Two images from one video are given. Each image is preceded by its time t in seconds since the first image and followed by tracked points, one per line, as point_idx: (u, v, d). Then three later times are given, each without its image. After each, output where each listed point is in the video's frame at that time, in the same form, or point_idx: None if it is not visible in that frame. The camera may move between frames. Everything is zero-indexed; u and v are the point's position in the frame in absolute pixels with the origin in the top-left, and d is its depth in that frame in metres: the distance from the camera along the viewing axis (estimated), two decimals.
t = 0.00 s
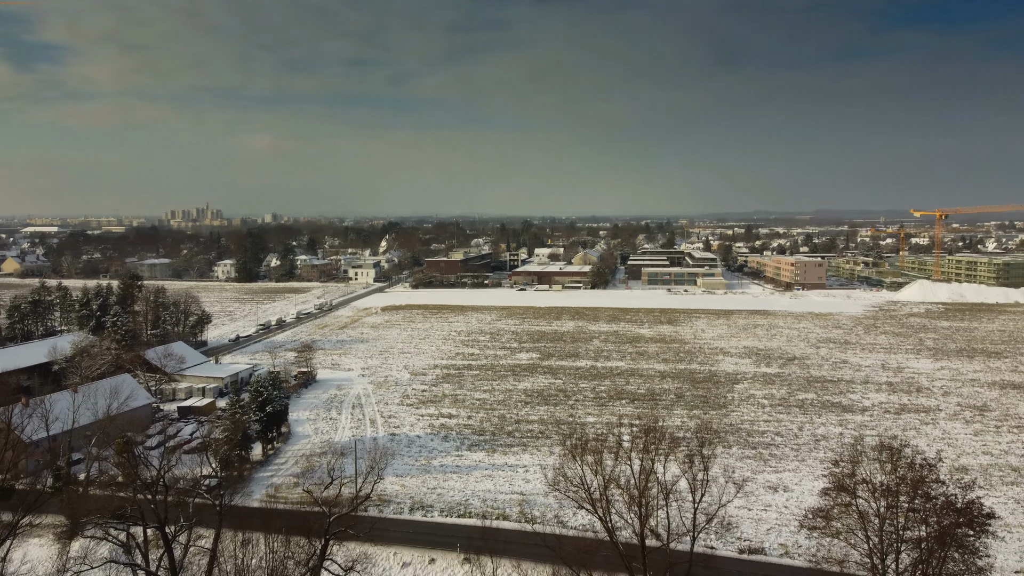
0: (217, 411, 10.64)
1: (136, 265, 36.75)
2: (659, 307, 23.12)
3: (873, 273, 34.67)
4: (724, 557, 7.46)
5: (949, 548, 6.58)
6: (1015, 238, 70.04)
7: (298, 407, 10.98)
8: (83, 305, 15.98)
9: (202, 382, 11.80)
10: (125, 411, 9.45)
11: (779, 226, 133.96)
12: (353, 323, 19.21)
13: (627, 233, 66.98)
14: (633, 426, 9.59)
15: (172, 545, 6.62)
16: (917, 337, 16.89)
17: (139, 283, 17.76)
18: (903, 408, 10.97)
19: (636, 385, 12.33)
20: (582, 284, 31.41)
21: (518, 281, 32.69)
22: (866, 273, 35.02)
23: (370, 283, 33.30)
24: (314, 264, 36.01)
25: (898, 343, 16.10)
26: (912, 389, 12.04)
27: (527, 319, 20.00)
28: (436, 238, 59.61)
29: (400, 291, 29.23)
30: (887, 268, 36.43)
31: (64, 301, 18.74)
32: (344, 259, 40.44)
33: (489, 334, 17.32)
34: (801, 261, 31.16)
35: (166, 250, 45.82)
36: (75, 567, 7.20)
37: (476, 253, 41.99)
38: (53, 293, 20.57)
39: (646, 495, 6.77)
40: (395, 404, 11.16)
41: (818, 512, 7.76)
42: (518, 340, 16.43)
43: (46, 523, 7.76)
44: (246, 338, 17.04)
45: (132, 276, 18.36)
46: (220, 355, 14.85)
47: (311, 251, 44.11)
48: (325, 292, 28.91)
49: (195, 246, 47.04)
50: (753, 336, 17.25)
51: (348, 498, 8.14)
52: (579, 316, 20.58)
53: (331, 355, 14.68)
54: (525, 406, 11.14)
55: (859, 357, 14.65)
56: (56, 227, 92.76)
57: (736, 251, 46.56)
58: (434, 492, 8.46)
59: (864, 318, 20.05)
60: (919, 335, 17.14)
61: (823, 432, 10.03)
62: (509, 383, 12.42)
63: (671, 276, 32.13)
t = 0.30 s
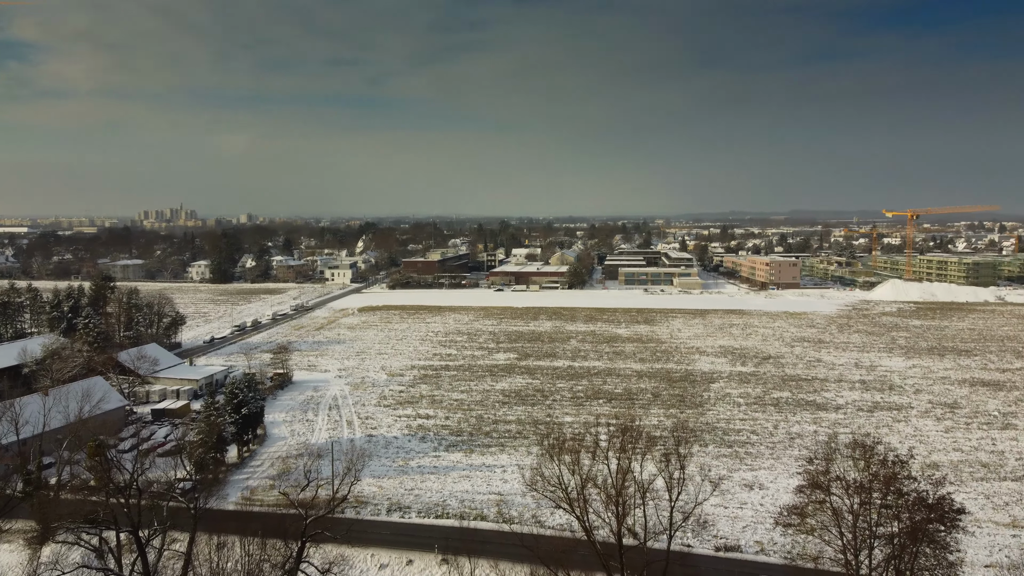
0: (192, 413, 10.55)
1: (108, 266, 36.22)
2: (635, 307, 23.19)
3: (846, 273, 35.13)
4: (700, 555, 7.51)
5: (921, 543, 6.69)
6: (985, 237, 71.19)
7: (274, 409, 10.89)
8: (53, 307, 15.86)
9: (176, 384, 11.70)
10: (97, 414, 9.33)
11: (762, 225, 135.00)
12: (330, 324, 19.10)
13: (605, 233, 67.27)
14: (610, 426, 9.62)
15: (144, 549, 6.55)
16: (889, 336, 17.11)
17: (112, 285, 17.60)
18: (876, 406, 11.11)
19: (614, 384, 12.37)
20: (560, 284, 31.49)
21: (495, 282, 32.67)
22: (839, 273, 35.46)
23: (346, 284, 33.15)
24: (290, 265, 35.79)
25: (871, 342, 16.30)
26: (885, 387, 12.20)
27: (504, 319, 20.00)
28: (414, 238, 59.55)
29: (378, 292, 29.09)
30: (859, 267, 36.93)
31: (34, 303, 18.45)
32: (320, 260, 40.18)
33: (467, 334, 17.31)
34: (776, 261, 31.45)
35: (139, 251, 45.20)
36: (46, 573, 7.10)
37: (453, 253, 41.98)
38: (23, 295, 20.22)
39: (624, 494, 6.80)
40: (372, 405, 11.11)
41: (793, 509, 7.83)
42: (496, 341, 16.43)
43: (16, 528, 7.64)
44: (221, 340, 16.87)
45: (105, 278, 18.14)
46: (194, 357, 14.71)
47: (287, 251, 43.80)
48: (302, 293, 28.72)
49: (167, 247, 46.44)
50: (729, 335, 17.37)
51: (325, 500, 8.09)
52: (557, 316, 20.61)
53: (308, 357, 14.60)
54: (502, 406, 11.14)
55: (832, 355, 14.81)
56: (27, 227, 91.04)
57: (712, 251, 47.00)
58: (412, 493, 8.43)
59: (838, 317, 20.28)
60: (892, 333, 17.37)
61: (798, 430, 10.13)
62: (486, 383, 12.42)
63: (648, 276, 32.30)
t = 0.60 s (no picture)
0: (166, 416, 10.44)
1: (79, 266, 35.65)
2: (613, 307, 23.22)
3: (820, 272, 35.55)
4: (677, 553, 7.55)
5: (894, 538, 6.77)
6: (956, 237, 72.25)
7: (249, 411, 10.80)
8: (23, 309, 15.63)
9: (149, 386, 11.57)
10: (69, 417, 9.19)
11: (744, 224, 135.96)
12: (306, 325, 18.98)
13: (582, 233, 67.40)
14: (587, 425, 9.64)
15: (117, 553, 6.47)
16: (862, 335, 17.29)
17: (84, 286, 17.35)
18: (850, 404, 11.24)
19: (591, 384, 12.41)
20: (537, 284, 31.50)
21: (473, 282, 32.53)
22: (813, 272, 35.86)
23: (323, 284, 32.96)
24: (265, 266, 35.51)
25: (845, 340, 16.47)
26: (859, 385, 12.35)
27: (482, 320, 19.99)
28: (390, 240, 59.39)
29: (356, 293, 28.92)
30: (833, 267, 37.37)
31: (4, 304, 18.11)
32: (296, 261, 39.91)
33: (444, 335, 17.26)
34: (750, 261, 31.70)
35: (112, 251, 44.52)
36: None
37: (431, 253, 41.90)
38: None
39: (601, 493, 6.83)
40: (349, 406, 11.06)
41: (768, 507, 7.90)
42: (474, 341, 16.40)
43: None
44: (196, 341, 16.69)
45: (77, 279, 17.86)
46: (168, 359, 14.56)
47: (262, 251, 43.38)
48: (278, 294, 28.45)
49: (138, 248, 45.77)
50: (705, 334, 17.48)
51: (301, 502, 8.04)
52: (534, 316, 20.63)
53: (284, 358, 14.50)
54: (480, 406, 11.14)
55: (807, 354, 14.97)
56: None
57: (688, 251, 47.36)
58: (390, 494, 8.40)
59: (812, 317, 20.50)
60: (865, 332, 17.60)
61: (773, 428, 10.23)
62: (464, 384, 12.40)
63: (625, 276, 32.41)
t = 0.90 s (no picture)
0: (139, 418, 10.33)
1: (50, 267, 35.09)
2: (590, 307, 23.28)
3: (795, 272, 35.97)
4: (654, 551, 7.59)
5: (867, 534, 6.86)
6: (928, 237, 73.41)
7: (225, 413, 10.70)
8: None
9: (122, 389, 11.44)
10: (39, 420, 9.05)
11: (727, 224, 136.87)
12: (282, 326, 18.86)
13: (561, 233, 67.57)
14: (564, 425, 9.66)
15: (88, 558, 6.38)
16: (836, 334, 17.49)
17: (55, 288, 17.10)
18: (824, 402, 11.36)
19: (569, 384, 12.44)
20: (515, 284, 31.57)
21: (450, 283, 32.72)
22: (788, 272, 36.25)
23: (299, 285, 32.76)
24: (240, 267, 35.20)
25: (819, 339, 16.65)
26: (832, 383, 12.49)
27: (460, 320, 19.97)
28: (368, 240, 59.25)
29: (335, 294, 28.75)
30: (808, 266, 37.78)
31: None
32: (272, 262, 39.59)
33: (422, 336, 17.22)
34: (726, 261, 31.94)
35: (84, 253, 43.87)
36: None
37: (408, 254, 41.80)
38: None
39: (578, 492, 6.85)
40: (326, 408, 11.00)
41: (744, 504, 7.95)
42: (451, 342, 16.37)
43: None
44: (170, 343, 16.49)
45: (48, 280, 17.59)
46: (141, 361, 14.40)
47: (237, 252, 42.88)
48: (254, 295, 28.14)
49: (110, 249, 44.99)
50: (681, 334, 17.58)
51: (277, 504, 7.99)
52: (512, 316, 20.65)
53: (259, 359, 14.40)
54: (458, 407, 11.13)
55: (781, 353, 15.12)
56: None
57: (664, 251, 47.71)
58: (367, 495, 8.37)
59: (786, 316, 20.69)
60: (838, 331, 17.81)
61: (748, 427, 10.31)
62: (441, 385, 12.38)
63: (602, 276, 32.51)
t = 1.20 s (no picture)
0: (112, 421, 10.21)
1: (18, 269, 34.51)
2: (567, 307, 23.35)
3: (769, 271, 36.38)
4: (631, 550, 7.63)
5: (841, 530, 6.94)
6: (898, 237, 74.29)
7: (200, 416, 10.59)
8: None
9: (94, 392, 11.31)
10: (8, 424, 8.89)
11: (704, 224, 138.18)
12: (258, 327, 18.73)
13: (540, 235, 67.77)
14: (541, 425, 9.68)
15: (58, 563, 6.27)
16: (810, 333, 17.67)
17: (26, 290, 16.87)
18: (799, 400, 11.48)
19: (546, 384, 12.46)
20: (492, 284, 31.59)
21: (428, 283, 32.68)
22: (763, 271, 36.60)
23: (275, 286, 32.52)
24: (215, 267, 34.92)
25: (794, 338, 16.82)
26: (807, 381, 12.62)
27: (437, 320, 19.94)
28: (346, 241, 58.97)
29: (312, 294, 28.56)
30: (782, 266, 38.18)
31: None
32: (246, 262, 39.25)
33: (400, 336, 17.17)
34: (701, 261, 32.17)
35: (55, 254, 43.14)
36: None
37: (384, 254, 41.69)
38: None
39: (556, 491, 6.85)
40: (302, 409, 10.95)
41: (720, 502, 8.01)
42: (429, 342, 16.34)
43: None
44: (144, 345, 16.31)
45: (18, 282, 17.35)
46: (114, 363, 14.25)
47: (211, 253, 42.39)
48: (229, 296, 27.86)
49: (81, 250, 44.18)
50: (658, 333, 17.67)
51: (253, 506, 7.93)
52: (489, 317, 20.65)
53: (234, 361, 14.29)
54: (436, 407, 11.11)
55: (757, 352, 15.24)
56: None
57: (641, 250, 48.02)
58: (344, 497, 8.33)
59: (761, 315, 20.90)
60: (813, 330, 17.99)
61: (725, 425, 10.39)
62: (419, 385, 12.35)
63: (579, 276, 32.58)
